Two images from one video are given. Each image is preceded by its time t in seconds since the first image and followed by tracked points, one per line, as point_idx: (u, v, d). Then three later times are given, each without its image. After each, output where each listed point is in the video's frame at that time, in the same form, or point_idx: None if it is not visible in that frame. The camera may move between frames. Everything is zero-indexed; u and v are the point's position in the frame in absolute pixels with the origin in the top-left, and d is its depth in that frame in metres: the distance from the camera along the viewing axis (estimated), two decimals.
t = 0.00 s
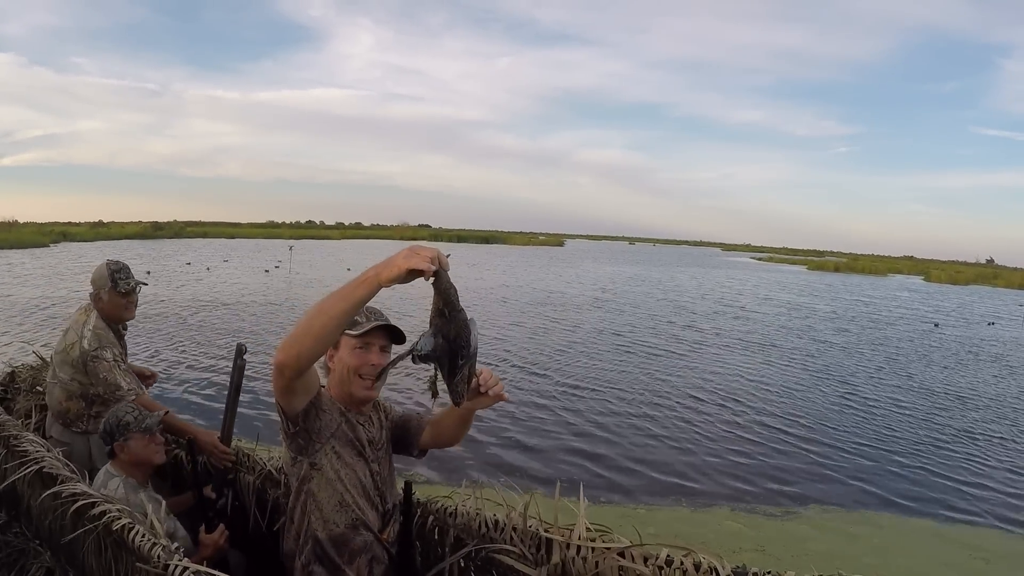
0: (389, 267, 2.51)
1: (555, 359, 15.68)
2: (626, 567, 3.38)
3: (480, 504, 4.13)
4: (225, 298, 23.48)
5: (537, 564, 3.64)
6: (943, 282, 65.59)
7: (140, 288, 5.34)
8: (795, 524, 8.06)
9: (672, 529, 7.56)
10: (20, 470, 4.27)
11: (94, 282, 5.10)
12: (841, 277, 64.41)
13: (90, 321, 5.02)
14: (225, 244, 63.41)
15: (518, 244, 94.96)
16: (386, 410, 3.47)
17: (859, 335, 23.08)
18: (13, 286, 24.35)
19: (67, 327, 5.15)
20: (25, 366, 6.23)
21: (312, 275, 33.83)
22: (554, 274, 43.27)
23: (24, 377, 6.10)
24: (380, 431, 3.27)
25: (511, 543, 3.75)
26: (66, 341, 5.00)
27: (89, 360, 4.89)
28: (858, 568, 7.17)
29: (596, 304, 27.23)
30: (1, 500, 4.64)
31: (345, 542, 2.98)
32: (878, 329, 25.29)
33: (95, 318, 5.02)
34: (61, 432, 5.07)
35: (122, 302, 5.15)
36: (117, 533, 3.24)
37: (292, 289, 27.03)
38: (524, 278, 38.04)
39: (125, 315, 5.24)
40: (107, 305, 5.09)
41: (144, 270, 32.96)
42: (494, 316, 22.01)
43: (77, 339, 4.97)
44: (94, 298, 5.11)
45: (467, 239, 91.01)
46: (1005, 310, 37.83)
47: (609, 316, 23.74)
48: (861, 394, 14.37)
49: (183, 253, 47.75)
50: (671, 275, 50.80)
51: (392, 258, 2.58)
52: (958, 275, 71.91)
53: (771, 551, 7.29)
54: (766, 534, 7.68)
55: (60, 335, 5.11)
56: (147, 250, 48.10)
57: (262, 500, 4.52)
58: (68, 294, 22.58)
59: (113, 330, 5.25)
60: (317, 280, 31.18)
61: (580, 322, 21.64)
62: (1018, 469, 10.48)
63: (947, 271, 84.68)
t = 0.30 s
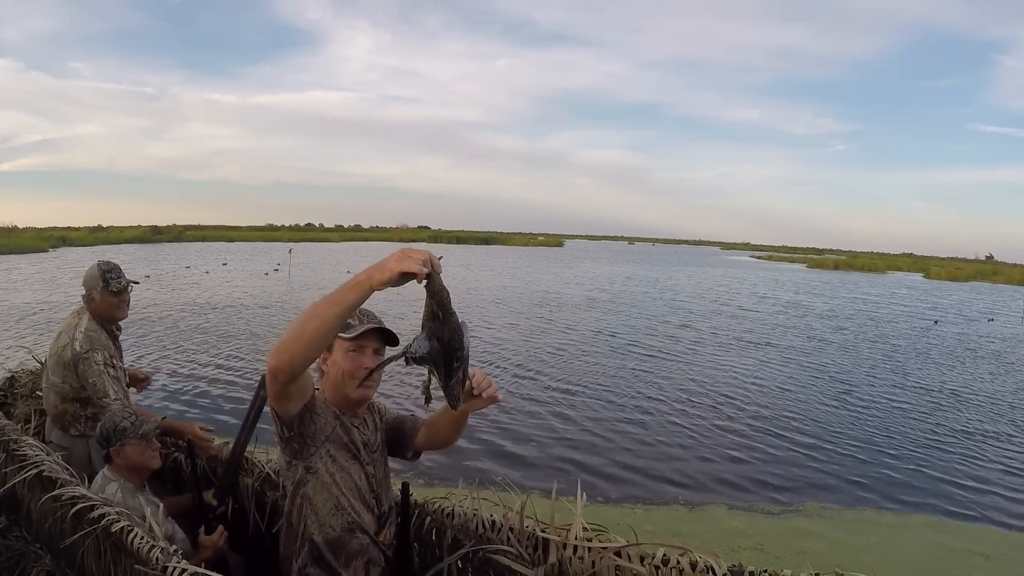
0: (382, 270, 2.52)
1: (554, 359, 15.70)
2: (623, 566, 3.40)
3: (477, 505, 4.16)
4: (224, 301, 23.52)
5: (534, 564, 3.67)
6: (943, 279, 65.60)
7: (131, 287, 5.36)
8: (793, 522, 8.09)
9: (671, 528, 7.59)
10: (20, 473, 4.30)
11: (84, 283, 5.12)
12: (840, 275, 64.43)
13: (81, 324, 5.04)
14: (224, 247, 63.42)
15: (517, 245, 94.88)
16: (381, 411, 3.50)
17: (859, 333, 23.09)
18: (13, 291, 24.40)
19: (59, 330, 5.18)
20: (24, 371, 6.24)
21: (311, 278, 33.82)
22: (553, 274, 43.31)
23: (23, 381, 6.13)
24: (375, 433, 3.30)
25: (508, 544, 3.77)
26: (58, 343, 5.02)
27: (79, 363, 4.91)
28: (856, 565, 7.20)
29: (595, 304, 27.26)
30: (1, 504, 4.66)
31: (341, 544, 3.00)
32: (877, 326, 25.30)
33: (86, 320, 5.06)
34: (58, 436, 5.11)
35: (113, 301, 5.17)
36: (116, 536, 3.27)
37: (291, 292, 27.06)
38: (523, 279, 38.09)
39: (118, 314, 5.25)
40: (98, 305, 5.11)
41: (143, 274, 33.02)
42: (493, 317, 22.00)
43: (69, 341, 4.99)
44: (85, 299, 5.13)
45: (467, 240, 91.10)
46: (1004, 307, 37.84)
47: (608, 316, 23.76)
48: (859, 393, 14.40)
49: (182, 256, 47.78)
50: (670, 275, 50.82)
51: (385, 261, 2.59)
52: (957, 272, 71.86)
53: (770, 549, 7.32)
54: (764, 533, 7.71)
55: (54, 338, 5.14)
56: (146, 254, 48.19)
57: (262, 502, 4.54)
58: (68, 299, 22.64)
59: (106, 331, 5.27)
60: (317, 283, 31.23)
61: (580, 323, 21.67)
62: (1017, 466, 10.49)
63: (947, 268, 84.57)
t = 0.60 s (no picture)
0: (390, 271, 2.52)
1: (554, 360, 15.70)
2: (626, 567, 3.39)
3: (479, 505, 4.15)
4: (224, 299, 23.52)
5: (536, 564, 3.66)
6: (943, 281, 65.58)
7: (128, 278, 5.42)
8: (793, 524, 8.08)
9: (671, 529, 7.58)
10: (20, 471, 4.29)
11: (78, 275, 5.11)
12: (840, 276, 64.44)
13: (80, 317, 5.04)
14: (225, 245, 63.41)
15: (517, 244, 94.85)
16: (385, 412, 3.48)
17: (859, 336, 23.10)
18: (13, 288, 24.40)
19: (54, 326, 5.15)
20: (24, 368, 6.24)
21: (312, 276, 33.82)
22: (553, 274, 43.33)
23: (24, 378, 6.11)
24: (378, 433, 3.28)
25: (510, 544, 3.76)
26: (54, 339, 4.99)
27: (75, 355, 4.92)
28: (857, 567, 7.19)
29: (595, 305, 27.27)
30: (1, 501, 4.64)
31: (343, 545, 2.99)
32: (876, 329, 25.32)
33: (84, 313, 5.06)
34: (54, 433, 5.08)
35: (115, 291, 5.23)
36: (116, 535, 3.25)
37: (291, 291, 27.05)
38: (523, 279, 38.10)
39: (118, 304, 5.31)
40: (113, 296, 5.21)
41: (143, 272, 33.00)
42: (494, 317, 22.01)
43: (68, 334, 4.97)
44: (79, 291, 5.11)
45: (467, 239, 91.17)
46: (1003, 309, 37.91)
47: (608, 317, 23.77)
48: (859, 396, 14.40)
49: (182, 254, 47.79)
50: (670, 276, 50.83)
51: (394, 261, 2.58)
52: (957, 274, 71.99)
53: (769, 551, 7.30)
54: (763, 534, 7.70)
55: (48, 334, 5.11)
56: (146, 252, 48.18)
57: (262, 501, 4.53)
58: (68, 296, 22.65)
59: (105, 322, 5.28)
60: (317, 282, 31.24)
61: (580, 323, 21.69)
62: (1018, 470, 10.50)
63: (946, 270, 84.58)
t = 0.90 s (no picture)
0: (400, 271, 2.53)
1: (555, 362, 15.72)
2: (627, 568, 3.39)
3: (481, 505, 4.13)
4: (224, 299, 23.55)
5: (537, 565, 3.64)
6: (943, 285, 65.63)
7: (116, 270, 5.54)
8: (792, 526, 8.07)
9: (671, 531, 7.57)
10: (21, 469, 4.28)
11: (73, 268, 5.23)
12: (840, 279, 64.52)
13: (79, 308, 5.14)
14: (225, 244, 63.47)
15: (519, 245, 94.91)
16: (389, 412, 3.48)
17: (859, 339, 23.10)
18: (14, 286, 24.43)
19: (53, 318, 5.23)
20: (25, 366, 6.23)
21: (313, 276, 33.84)
22: (553, 276, 43.38)
23: (24, 376, 6.11)
24: (382, 433, 3.28)
25: (511, 545, 3.75)
26: (58, 331, 5.08)
27: (80, 344, 5.04)
28: (855, 570, 7.17)
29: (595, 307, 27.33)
30: (1, 500, 4.63)
31: (346, 545, 2.97)
32: (876, 332, 25.33)
33: (83, 303, 5.16)
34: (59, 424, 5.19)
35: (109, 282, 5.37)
36: (118, 534, 3.24)
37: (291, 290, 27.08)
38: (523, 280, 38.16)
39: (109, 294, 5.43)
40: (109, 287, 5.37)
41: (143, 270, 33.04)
42: (496, 318, 22.02)
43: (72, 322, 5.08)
44: (76, 283, 5.21)
45: (467, 240, 91.29)
46: (1002, 313, 37.96)
47: (608, 319, 23.79)
48: (859, 399, 14.42)
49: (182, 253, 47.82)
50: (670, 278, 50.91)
51: (404, 262, 2.58)
52: (957, 278, 72.03)
53: (768, 553, 7.29)
54: (763, 536, 7.70)
55: (48, 327, 5.18)
56: (147, 251, 48.26)
57: (262, 501, 4.52)
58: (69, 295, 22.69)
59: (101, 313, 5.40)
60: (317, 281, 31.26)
61: (580, 325, 21.73)
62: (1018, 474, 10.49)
63: (946, 274, 84.65)
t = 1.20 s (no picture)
0: (401, 272, 2.54)
1: (554, 362, 15.74)
2: (627, 568, 3.39)
3: (482, 505, 4.13)
4: (224, 298, 23.58)
5: (538, 565, 3.65)
6: (942, 286, 65.72)
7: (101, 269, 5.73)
8: (791, 526, 8.07)
9: (670, 531, 7.56)
10: (22, 469, 4.28)
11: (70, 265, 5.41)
12: (839, 280, 64.58)
13: (77, 304, 5.32)
14: (225, 244, 63.49)
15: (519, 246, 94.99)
16: (389, 412, 3.48)
17: (858, 340, 23.11)
18: (14, 285, 24.45)
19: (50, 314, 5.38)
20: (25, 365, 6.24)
21: (314, 276, 33.87)
22: (553, 276, 43.43)
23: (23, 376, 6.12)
24: (382, 433, 3.29)
25: (513, 544, 3.75)
26: (58, 327, 5.24)
27: (82, 338, 5.23)
28: (854, 570, 7.16)
29: (594, 308, 27.35)
30: (2, 499, 4.64)
31: (346, 545, 2.97)
32: (876, 333, 25.34)
33: (80, 300, 5.35)
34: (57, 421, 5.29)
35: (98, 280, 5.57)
36: (120, 533, 3.24)
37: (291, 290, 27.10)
38: (523, 280, 38.21)
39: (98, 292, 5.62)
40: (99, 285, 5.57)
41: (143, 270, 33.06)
42: (496, 318, 22.03)
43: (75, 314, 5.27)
44: (72, 282, 5.38)
45: (467, 240, 91.28)
46: (1000, 314, 38.01)
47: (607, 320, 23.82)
48: (859, 400, 14.42)
49: (182, 253, 47.81)
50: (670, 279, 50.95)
51: (405, 264, 2.59)
52: (957, 279, 72.04)
53: (768, 553, 7.28)
54: (762, 537, 7.69)
55: (46, 323, 5.33)
56: (147, 250, 48.27)
57: (263, 500, 4.50)
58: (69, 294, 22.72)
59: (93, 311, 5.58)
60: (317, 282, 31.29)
61: (579, 326, 21.74)
62: (1017, 475, 10.50)
63: (946, 275, 84.73)
